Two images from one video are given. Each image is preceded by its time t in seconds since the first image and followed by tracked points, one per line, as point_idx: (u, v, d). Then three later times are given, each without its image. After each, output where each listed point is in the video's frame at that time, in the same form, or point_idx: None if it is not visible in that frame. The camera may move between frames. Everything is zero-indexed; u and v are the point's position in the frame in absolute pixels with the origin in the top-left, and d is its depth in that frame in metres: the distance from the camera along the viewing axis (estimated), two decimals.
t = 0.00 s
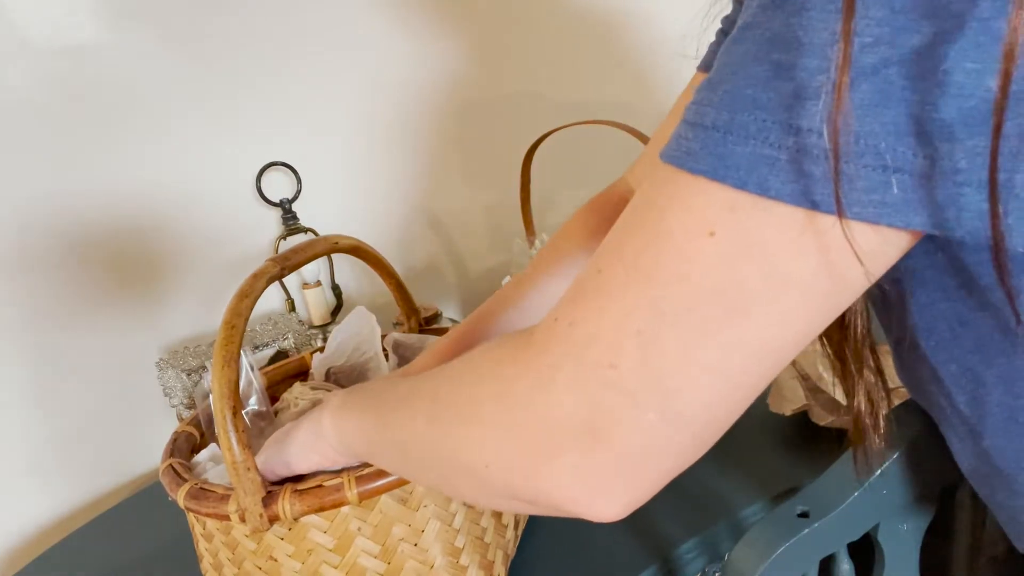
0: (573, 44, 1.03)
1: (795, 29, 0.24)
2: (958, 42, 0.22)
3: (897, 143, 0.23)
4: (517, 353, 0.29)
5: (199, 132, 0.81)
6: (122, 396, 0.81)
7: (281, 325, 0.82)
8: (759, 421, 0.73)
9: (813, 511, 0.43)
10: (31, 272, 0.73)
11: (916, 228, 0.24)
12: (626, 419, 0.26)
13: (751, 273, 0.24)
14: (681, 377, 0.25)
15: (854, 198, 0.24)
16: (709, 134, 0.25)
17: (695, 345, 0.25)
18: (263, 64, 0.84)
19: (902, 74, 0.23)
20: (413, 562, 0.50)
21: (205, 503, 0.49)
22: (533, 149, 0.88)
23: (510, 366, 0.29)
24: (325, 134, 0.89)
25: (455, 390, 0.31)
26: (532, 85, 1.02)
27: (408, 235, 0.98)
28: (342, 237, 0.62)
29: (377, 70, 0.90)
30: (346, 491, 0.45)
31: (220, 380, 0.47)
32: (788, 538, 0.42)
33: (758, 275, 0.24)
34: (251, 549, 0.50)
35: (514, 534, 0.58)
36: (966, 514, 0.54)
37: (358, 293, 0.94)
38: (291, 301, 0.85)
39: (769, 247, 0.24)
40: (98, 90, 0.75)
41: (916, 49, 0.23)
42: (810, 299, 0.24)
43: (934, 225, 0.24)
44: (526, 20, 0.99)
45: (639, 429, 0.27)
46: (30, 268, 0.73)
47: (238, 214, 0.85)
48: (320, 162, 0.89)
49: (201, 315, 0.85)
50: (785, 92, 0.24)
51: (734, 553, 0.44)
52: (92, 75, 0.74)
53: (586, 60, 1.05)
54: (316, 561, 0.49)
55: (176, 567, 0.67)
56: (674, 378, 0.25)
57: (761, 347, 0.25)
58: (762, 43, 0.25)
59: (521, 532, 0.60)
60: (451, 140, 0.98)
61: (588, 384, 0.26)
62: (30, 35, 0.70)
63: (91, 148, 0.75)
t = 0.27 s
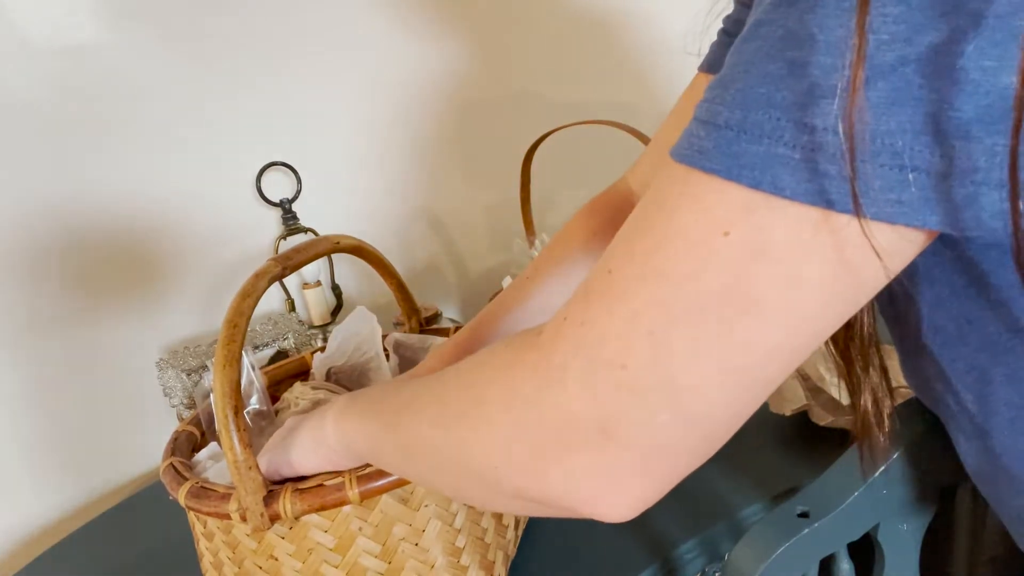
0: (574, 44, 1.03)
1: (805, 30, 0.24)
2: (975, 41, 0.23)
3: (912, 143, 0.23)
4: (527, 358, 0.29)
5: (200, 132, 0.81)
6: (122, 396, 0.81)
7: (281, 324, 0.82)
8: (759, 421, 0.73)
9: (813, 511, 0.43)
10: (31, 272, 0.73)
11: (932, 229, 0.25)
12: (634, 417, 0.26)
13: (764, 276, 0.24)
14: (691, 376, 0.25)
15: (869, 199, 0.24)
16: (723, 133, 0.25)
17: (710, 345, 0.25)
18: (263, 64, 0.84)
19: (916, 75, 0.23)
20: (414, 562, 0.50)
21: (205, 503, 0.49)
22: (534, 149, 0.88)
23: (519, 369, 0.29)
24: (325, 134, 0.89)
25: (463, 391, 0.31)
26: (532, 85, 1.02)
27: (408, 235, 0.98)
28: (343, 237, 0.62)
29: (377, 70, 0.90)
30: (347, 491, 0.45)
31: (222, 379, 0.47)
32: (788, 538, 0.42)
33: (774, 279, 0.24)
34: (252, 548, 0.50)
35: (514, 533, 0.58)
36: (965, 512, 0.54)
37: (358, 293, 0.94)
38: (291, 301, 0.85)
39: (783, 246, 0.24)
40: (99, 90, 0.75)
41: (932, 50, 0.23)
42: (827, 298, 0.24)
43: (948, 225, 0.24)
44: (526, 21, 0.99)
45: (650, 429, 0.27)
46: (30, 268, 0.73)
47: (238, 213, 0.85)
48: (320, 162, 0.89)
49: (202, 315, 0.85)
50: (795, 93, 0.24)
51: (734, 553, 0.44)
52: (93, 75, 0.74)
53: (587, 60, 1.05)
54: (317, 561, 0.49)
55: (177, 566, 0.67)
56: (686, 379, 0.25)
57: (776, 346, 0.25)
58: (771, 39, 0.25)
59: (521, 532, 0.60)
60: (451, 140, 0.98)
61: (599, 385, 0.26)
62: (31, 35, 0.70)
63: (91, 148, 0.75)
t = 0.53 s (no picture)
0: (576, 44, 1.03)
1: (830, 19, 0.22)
2: None
3: (911, 139, 0.19)
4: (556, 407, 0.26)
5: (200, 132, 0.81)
6: (122, 397, 0.81)
7: (281, 324, 0.82)
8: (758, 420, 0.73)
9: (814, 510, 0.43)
10: (31, 273, 0.73)
11: (970, 244, 0.19)
12: (686, 497, 0.23)
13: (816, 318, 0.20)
14: (752, 454, 0.22)
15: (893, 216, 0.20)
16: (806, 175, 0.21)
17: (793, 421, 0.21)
18: (263, 64, 0.84)
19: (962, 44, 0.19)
20: (413, 562, 0.50)
21: (205, 503, 0.49)
22: (534, 149, 0.88)
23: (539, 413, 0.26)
24: (325, 134, 0.89)
25: (477, 437, 0.28)
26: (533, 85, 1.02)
27: (408, 234, 0.98)
28: (342, 237, 0.62)
29: (377, 70, 0.90)
30: (345, 491, 0.46)
31: (221, 379, 0.47)
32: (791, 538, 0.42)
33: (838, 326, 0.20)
34: (252, 549, 0.50)
35: (514, 533, 0.58)
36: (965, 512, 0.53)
37: (358, 292, 0.94)
38: (292, 301, 0.85)
39: (914, 306, 0.19)
40: (99, 89, 0.75)
41: (1004, 24, 0.18)
42: (969, 368, 0.20)
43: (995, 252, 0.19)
44: (526, 21, 0.99)
45: (729, 507, 0.22)
46: (30, 269, 0.73)
47: (237, 213, 0.85)
48: (320, 161, 0.89)
49: (201, 315, 0.85)
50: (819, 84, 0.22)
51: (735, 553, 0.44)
52: (93, 75, 0.74)
53: (591, 62, 1.05)
54: (316, 561, 0.49)
55: (177, 567, 0.67)
56: (780, 459, 0.21)
57: (900, 416, 0.20)
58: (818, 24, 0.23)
59: (521, 531, 0.60)
60: (452, 140, 0.98)
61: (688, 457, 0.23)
62: (31, 35, 0.70)
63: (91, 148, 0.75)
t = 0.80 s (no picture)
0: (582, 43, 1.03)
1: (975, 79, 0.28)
2: None
3: None
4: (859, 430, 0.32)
5: (200, 133, 0.81)
6: (123, 397, 0.81)
7: (281, 324, 0.82)
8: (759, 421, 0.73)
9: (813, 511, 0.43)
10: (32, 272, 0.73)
11: None
12: (880, 526, 0.30)
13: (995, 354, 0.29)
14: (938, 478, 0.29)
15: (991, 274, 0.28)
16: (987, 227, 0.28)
17: (988, 493, 0.28)
18: (264, 65, 0.84)
19: None
20: (412, 561, 0.50)
21: (205, 503, 0.49)
22: (534, 149, 0.88)
23: (837, 441, 0.32)
24: (326, 135, 0.89)
25: (729, 451, 0.35)
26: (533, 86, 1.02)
27: (410, 235, 0.97)
28: (343, 237, 0.62)
29: (377, 70, 0.90)
30: (345, 491, 0.46)
31: (221, 379, 0.47)
32: (790, 539, 0.42)
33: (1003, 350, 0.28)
34: (251, 549, 0.50)
35: (514, 533, 0.58)
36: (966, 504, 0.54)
37: (358, 293, 0.94)
38: (292, 301, 0.85)
39: None
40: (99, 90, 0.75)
41: None
42: None
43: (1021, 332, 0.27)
44: (526, 21, 0.99)
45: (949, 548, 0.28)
46: (31, 268, 0.73)
47: (238, 214, 0.85)
48: (320, 161, 0.89)
49: (201, 315, 0.85)
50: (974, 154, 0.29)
51: (733, 553, 0.44)
52: (94, 76, 0.74)
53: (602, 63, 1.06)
54: (316, 561, 0.49)
55: (177, 567, 0.67)
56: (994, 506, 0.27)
57: None
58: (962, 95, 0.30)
59: (521, 531, 0.60)
60: (454, 140, 0.98)
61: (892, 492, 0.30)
62: (33, 36, 0.71)
63: (92, 148, 0.75)
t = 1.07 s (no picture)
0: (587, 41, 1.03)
1: (936, 56, 0.24)
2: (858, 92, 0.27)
3: (1012, 209, 0.23)
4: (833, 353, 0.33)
5: (200, 133, 0.81)
6: (123, 397, 0.81)
7: (281, 324, 0.82)
8: (758, 420, 0.73)
9: (812, 511, 0.43)
10: (32, 273, 0.73)
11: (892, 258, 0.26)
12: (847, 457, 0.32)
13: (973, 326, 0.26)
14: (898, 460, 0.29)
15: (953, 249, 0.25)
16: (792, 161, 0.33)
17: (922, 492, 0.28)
18: (264, 65, 0.83)
19: None
20: (412, 561, 0.50)
21: (205, 503, 0.49)
22: (534, 149, 0.88)
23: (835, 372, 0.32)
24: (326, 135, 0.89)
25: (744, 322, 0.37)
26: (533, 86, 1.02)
27: (412, 234, 0.97)
28: (342, 237, 0.62)
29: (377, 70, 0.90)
30: (345, 491, 0.46)
31: (221, 379, 0.47)
32: (789, 539, 0.42)
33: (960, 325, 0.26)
34: (251, 549, 0.50)
35: (514, 533, 0.58)
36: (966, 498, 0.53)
37: (358, 293, 0.94)
38: (292, 301, 0.85)
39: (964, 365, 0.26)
40: (99, 91, 0.75)
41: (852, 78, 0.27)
42: None
43: None
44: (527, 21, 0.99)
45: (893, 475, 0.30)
46: (31, 268, 0.73)
47: (238, 214, 0.85)
48: (320, 161, 0.89)
49: (201, 315, 0.85)
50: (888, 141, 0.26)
51: (732, 553, 0.44)
52: (94, 76, 0.74)
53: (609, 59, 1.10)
54: (316, 561, 0.49)
55: (178, 566, 0.67)
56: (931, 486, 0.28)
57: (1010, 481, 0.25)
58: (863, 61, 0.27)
59: (521, 532, 0.60)
60: (455, 140, 0.98)
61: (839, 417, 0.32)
62: (33, 35, 0.70)
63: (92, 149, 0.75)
